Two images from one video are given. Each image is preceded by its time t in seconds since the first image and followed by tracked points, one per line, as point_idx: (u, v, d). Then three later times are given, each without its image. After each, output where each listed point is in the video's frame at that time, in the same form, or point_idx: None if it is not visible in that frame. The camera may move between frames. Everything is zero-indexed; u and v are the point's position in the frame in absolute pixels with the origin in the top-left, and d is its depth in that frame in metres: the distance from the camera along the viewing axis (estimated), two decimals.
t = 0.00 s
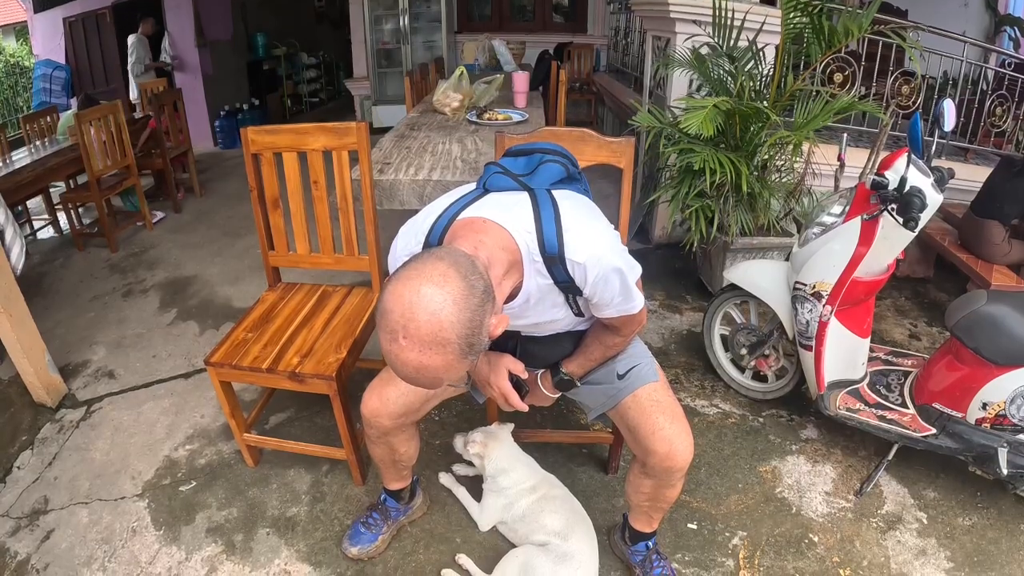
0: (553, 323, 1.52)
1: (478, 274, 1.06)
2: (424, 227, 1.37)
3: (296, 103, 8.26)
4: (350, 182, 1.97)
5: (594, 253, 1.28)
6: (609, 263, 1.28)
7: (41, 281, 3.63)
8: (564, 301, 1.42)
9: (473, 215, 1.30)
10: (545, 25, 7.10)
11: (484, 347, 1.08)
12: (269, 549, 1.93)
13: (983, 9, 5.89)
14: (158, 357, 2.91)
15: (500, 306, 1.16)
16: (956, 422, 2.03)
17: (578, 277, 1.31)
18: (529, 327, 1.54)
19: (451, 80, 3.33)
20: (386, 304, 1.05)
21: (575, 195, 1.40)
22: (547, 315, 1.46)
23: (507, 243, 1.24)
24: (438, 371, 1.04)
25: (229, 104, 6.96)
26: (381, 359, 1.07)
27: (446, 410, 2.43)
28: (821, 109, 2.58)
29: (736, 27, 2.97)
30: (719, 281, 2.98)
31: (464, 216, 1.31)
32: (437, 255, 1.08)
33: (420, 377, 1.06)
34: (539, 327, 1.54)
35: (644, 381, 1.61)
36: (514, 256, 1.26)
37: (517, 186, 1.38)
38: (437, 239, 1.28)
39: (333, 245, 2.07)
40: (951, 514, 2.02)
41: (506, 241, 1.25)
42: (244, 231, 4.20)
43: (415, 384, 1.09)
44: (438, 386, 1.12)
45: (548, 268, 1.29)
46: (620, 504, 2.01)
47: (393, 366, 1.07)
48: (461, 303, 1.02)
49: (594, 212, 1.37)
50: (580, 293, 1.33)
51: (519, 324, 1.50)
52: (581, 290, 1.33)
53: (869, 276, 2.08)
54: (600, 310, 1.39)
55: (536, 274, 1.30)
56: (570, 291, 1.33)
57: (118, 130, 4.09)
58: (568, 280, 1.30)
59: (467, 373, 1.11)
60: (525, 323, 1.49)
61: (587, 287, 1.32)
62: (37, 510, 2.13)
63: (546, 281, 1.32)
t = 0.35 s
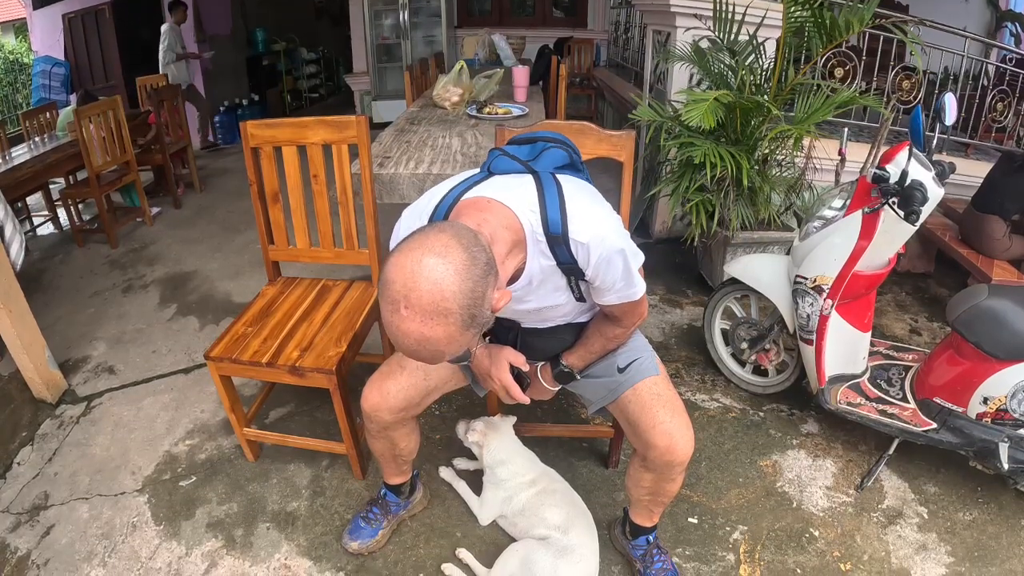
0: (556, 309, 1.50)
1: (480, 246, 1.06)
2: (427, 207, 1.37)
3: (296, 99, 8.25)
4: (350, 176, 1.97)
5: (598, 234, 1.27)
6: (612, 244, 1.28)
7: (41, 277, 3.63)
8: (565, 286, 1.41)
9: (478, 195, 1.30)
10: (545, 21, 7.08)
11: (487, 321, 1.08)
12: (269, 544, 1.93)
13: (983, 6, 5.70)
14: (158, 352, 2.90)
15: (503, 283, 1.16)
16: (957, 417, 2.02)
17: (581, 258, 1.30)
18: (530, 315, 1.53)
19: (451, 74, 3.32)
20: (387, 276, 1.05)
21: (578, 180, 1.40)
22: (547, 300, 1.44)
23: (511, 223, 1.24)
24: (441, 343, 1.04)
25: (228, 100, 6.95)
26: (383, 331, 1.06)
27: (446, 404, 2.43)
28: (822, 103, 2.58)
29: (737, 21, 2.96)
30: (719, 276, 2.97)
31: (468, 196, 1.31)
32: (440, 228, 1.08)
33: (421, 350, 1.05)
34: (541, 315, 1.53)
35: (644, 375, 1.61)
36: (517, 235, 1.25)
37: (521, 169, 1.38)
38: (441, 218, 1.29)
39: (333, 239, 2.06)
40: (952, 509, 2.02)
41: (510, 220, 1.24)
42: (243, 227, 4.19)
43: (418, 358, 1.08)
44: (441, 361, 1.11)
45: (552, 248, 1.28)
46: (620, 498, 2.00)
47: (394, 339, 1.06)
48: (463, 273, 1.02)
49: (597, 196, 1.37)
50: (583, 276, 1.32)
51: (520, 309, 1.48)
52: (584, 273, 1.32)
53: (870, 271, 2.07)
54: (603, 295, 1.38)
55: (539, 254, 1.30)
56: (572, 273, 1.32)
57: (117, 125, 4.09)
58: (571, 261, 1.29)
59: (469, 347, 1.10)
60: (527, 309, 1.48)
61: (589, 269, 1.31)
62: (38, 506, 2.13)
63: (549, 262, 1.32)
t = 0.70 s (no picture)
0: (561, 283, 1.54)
1: (502, 173, 1.20)
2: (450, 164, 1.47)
3: (296, 95, 8.24)
4: (349, 172, 1.97)
5: (612, 193, 1.36)
6: (625, 203, 1.36)
7: (41, 274, 3.63)
8: (574, 254, 1.46)
9: (502, 151, 1.39)
10: (545, 17, 7.07)
11: (506, 242, 1.18)
12: (269, 540, 1.93)
13: None
14: (158, 349, 2.91)
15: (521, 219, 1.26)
16: (957, 414, 2.02)
17: (594, 216, 1.36)
18: (536, 287, 1.56)
19: (451, 70, 3.31)
20: (416, 192, 1.16)
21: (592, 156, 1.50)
22: (554, 268, 1.48)
23: (532, 174, 1.34)
24: (464, 250, 1.13)
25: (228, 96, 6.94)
26: (408, 243, 1.16)
27: (446, 400, 2.43)
28: (823, 99, 2.57)
29: (738, 17, 2.95)
30: (719, 272, 2.97)
31: (493, 153, 1.40)
32: (465, 159, 1.22)
33: (443, 262, 1.14)
34: (546, 288, 1.56)
35: (644, 368, 1.62)
36: (536, 185, 1.33)
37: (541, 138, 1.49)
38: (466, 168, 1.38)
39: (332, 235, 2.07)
40: (952, 506, 2.02)
41: (532, 171, 1.34)
42: (243, 223, 4.19)
43: (438, 272, 1.16)
44: (458, 285, 1.19)
45: (568, 202, 1.35)
46: (620, 495, 2.00)
47: (418, 252, 1.15)
48: (486, 188, 1.15)
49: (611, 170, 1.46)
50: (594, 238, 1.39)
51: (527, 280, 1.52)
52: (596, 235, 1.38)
53: (871, 267, 2.07)
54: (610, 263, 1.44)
55: (555, 209, 1.36)
56: (583, 233, 1.38)
57: (117, 122, 4.09)
58: (585, 217, 1.36)
59: (486, 274, 1.19)
60: (534, 277, 1.51)
61: (600, 229, 1.38)
62: (38, 503, 2.13)
63: (563, 219, 1.38)
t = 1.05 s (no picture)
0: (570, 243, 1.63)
1: (529, 86, 1.38)
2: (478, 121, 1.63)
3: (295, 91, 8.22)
4: (348, 168, 1.96)
5: (622, 150, 1.51)
6: (634, 159, 1.51)
7: (41, 271, 3.62)
8: (583, 208, 1.56)
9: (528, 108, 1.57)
10: (545, 13, 7.04)
11: (530, 140, 1.34)
12: (269, 537, 1.93)
13: None
14: (157, 346, 2.90)
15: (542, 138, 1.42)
16: (958, 411, 2.01)
17: (606, 166, 1.51)
18: (545, 247, 1.65)
19: (450, 65, 3.30)
20: (454, 89, 1.32)
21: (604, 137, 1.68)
22: (564, 222, 1.58)
23: (554, 121, 1.51)
24: (496, 129, 1.28)
25: (226, 92, 6.92)
26: (444, 126, 1.29)
27: (445, 396, 2.42)
28: (823, 94, 2.56)
29: (738, 12, 2.94)
30: (720, 268, 2.96)
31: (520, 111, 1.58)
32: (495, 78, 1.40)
33: (476, 140, 1.27)
34: (553, 250, 1.65)
35: (645, 360, 1.62)
36: (557, 131, 1.50)
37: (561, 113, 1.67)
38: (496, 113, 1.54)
39: (331, 231, 2.07)
40: (952, 503, 2.01)
41: (555, 118, 1.51)
42: (243, 220, 4.18)
43: (472, 148, 1.28)
44: (483, 175, 1.30)
45: (584, 148, 1.49)
46: (620, 491, 2.00)
47: (452, 133, 1.28)
48: (516, 87, 1.33)
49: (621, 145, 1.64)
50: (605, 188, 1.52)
51: (539, 234, 1.62)
52: (607, 185, 1.52)
53: (873, 262, 2.06)
54: (617, 219, 1.56)
55: (571, 158, 1.50)
56: (593, 183, 1.51)
57: (117, 118, 4.09)
58: (597, 166, 1.49)
59: (511, 170, 1.31)
60: (544, 233, 1.61)
61: (610, 181, 1.52)
62: (38, 500, 2.13)
63: (576, 170, 1.51)
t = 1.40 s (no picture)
0: (577, 222, 1.66)
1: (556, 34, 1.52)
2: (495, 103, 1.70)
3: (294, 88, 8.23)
4: (347, 166, 1.95)
5: (631, 128, 1.60)
6: (643, 138, 1.60)
7: (40, 269, 3.62)
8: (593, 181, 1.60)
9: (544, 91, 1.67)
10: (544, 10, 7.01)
11: (561, 66, 1.44)
12: (268, 536, 1.92)
13: None
14: (157, 345, 2.89)
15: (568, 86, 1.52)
16: (959, 409, 2.01)
17: (618, 141, 1.58)
18: (553, 226, 1.68)
19: (450, 62, 3.29)
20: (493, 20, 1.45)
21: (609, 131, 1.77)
22: (574, 197, 1.62)
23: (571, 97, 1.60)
24: (535, 40, 1.39)
25: (225, 89, 6.90)
26: (485, 40, 1.39)
27: (445, 394, 2.42)
28: (824, 92, 2.56)
29: (739, 10, 2.93)
30: (720, 265, 2.96)
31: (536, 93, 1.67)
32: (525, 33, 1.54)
33: (516, 42, 1.37)
34: (561, 229, 1.68)
35: (648, 353, 1.62)
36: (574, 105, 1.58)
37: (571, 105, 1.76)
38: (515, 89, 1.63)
39: (331, 228, 2.06)
40: (953, 501, 2.01)
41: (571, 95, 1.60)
42: (242, 217, 4.18)
43: (514, 51, 1.37)
44: (522, 77, 1.38)
45: (598, 122, 1.57)
46: (620, 489, 2.00)
47: (494, 38, 1.38)
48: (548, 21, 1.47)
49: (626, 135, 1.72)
50: (615, 161, 1.58)
51: (550, 209, 1.65)
52: (617, 158, 1.59)
53: (873, 261, 2.05)
54: (625, 194, 1.62)
55: (585, 131, 1.57)
56: (605, 155, 1.57)
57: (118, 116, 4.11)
58: (609, 140, 1.57)
59: (546, 79, 1.41)
60: (554, 208, 1.64)
61: (620, 155, 1.58)
62: (37, 500, 2.12)
63: (589, 143, 1.57)
